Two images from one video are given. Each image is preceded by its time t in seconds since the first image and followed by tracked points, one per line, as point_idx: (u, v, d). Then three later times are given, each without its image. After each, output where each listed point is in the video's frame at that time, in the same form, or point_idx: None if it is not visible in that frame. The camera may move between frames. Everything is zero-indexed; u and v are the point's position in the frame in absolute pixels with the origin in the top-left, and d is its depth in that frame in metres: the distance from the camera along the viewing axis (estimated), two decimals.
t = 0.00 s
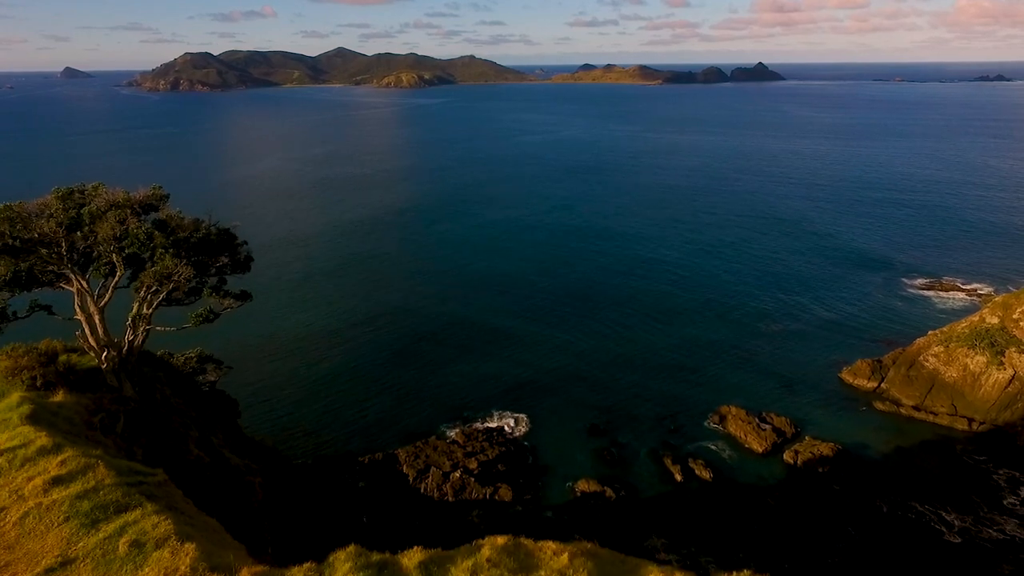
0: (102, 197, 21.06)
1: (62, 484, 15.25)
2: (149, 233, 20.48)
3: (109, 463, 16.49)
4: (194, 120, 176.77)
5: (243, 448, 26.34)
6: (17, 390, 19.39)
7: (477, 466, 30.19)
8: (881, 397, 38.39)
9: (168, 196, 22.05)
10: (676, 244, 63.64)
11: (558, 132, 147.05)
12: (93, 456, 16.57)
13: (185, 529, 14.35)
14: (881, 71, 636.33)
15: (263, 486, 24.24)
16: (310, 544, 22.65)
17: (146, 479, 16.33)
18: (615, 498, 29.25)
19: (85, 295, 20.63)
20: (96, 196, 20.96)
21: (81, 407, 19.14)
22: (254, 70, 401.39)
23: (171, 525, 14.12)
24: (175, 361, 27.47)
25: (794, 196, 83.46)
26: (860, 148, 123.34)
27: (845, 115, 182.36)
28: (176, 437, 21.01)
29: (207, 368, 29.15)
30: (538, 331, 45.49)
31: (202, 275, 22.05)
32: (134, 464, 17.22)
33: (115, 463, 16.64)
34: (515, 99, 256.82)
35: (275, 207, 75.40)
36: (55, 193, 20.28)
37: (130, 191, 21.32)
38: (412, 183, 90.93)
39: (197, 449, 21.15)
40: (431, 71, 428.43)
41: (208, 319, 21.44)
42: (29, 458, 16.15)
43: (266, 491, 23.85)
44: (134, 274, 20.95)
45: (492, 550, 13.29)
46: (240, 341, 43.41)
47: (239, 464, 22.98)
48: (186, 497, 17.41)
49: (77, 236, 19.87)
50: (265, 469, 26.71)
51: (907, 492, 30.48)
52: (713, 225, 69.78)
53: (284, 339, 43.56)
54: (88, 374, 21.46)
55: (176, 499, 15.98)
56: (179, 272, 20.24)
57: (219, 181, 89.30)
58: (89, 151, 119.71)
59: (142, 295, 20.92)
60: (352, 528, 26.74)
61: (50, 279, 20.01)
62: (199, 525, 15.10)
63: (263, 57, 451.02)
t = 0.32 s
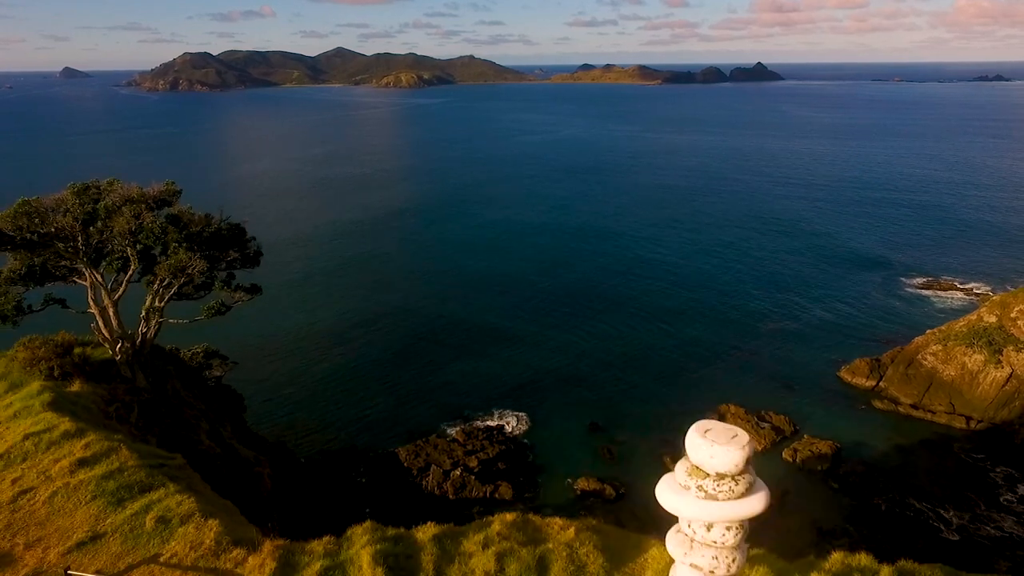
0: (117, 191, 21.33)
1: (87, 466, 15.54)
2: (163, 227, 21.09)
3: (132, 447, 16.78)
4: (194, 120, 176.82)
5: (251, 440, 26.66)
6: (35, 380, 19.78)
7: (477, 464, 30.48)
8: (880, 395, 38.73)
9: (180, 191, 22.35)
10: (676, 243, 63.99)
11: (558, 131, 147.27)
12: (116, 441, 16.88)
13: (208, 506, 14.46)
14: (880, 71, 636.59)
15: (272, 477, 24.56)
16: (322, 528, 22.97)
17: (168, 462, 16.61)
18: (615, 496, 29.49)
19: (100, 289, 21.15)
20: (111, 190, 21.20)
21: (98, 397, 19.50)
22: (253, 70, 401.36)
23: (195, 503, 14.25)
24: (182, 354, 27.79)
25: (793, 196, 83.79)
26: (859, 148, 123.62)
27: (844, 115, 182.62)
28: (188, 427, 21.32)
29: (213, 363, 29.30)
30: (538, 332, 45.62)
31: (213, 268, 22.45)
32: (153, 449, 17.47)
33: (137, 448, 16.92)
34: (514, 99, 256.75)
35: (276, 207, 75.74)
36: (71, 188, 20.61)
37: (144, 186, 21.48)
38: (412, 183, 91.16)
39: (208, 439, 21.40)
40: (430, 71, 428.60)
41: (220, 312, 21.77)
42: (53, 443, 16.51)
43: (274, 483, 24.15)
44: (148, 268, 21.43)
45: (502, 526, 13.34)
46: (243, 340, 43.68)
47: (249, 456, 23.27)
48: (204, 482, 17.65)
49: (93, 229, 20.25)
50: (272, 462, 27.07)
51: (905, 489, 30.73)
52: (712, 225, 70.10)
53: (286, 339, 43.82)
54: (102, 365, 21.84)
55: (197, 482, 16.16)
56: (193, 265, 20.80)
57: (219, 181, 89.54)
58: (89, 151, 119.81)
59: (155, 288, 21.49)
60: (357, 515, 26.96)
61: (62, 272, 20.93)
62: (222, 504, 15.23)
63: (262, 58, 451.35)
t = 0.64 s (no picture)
0: (135, 185, 22.63)
1: (118, 443, 16.70)
2: (180, 220, 22.24)
3: (158, 427, 17.87)
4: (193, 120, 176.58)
5: (260, 430, 26.97)
6: (60, 367, 20.51)
7: (478, 462, 30.82)
8: (878, 393, 39.13)
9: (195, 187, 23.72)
10: (676, 242, 64.25)
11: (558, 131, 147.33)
12: (143, 420, 17.99)
13: (233, 480, 15.71)
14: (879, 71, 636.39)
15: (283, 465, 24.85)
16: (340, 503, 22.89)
17: (193, 441, 17.73)
18: (616, 492, 29.75)
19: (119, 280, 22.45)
20: (129, 185, 22.47)
21: (119, 383, 20.30)
22: (252, 70, 400.64)
23: (221, 475, 15.56)
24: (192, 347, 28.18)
25: (793, 196, 83.94)
26: (859, 148, 123.67)
27: (844, 115, 182.60)
28: (202, 415, 21.84)
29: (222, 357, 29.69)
30: (538, 331, 45.89)
31: (227, 260, 23.78)
32: (177, 430, 18.50)
33: (163, 428, 18.00)
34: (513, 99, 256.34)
35: (276, 207, 75.93)
36: (93, 183, 21.77)
37: (162, 181, 22.62)
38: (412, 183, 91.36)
39: (221, 427, 21.82)
40: (429, 70, 428.24)
41: (236, 302, 22.54)
42: (85, 422, 17.53)
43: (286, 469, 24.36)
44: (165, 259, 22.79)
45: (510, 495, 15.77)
46: (246, 339, 43.97)
47: (261, 445, 23.61)
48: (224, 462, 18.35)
49: (113, 222, 21.51)
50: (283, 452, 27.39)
51: (903, 486, 31.01)
52: (712, 225, 70.34)
53: (289, 338, 44.08)
54: (120, 354, 22.74)
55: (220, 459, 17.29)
56: (210, 256, 22.12)
57: (219, 181, 89.63)
58: (88, 151, 119.71)
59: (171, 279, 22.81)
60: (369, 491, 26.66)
61: (79, 266, 22.36)
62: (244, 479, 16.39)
63: (261, 57, 450.38)
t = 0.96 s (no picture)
0: (159, 178, 23.47)
1: (153, 416, 17.65)
2: (202, 212, 23.68)
3: (187, 402, 18.77)
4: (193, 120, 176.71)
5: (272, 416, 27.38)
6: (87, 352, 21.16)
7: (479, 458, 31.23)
8: (876, 390, 39.66)
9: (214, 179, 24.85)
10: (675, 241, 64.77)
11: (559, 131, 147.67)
12: (173, 396, 18.90)
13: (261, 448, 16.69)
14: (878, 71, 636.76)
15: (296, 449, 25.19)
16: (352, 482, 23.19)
17: (220, 416, 18.60)
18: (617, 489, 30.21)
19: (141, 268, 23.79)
20: (153, 177, 23.40)
21: (143, 366, 21.04)
22: (252, 70, 400.35)
23: (251, 443, 16.53)
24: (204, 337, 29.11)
25: (793, 196, 84.35)
26: (859, 148, 123.95)
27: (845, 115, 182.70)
28: (217, 400, 22.35)
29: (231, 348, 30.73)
30: (538, 330, 46.32)
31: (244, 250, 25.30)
32: (202, 405, 19.23)
33: (190, 403, 18.83)
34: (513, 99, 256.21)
35: (278, 206, 76.43)
36: (117, 174, 22.84)
37: (183, 174, 23.76)
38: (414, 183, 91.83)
39: (236, 410, 22.29)
40: (429, 70, 428.11)
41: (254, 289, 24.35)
42: (121, 397, 18.45)
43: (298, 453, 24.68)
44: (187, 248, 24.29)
45: (520, 461, 16.64)
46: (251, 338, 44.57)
47: (274, 429, 23.95)
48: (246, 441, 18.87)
49: (138, 212, 22.91)
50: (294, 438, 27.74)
51: (900, 481, 31.44)
52: (712, 225, 70.82)
53: (293, 336, 44.58)
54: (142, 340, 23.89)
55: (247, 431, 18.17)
56: (231, 247, 23.79)
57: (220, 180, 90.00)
58: (89, 151, 119.99)
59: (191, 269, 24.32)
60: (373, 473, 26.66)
61: (102, 256, 23.27)
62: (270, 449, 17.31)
63: (261, 57, 450.52)
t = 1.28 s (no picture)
0: (178, 173, 25.34)
1: (183, 388, 18.19)
2: (220, 203, 25.27)
3: (214, 377, 19.31)
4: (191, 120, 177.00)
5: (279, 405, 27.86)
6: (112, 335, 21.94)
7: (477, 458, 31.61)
8: (870, 387, 40.33)
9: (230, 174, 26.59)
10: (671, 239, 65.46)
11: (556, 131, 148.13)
12: (200, 372, 19.45)
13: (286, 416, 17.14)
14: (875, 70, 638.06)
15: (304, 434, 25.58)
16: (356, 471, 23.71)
17: (245, 390, 19.16)
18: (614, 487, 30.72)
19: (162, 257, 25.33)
20: (173, 172, 25.21)
21: (163, 350, 21.76)
22: (249, 70, 400.20)
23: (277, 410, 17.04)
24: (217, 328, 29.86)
25: (789, 195, 85.00)
26: (854, 148, 124.76)
27: (841, 115, 183.39)
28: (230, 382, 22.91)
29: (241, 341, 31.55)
30: (536, 328, 46.80)
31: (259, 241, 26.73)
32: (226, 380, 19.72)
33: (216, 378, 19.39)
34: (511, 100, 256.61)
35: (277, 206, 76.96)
36: (141, 168, 24.72)
37: (202, 169, 25.59)
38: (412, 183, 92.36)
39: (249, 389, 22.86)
40: (427, 70, 428.39)
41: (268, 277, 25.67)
42: (154, 370, 19.09)
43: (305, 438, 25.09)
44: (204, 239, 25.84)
45: (524, 425, 17.23)
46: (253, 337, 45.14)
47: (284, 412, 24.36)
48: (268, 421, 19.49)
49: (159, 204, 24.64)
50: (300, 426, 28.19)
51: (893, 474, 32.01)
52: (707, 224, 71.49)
53: (295, 335, 45.06)
54: (161, 328, 24.97)
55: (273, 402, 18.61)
56: (246, 236, 25.23)
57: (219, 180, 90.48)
58: (87, 151, 120.36)
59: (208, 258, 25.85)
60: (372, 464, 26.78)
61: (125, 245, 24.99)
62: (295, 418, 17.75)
63: (258, 58, 450.52)
